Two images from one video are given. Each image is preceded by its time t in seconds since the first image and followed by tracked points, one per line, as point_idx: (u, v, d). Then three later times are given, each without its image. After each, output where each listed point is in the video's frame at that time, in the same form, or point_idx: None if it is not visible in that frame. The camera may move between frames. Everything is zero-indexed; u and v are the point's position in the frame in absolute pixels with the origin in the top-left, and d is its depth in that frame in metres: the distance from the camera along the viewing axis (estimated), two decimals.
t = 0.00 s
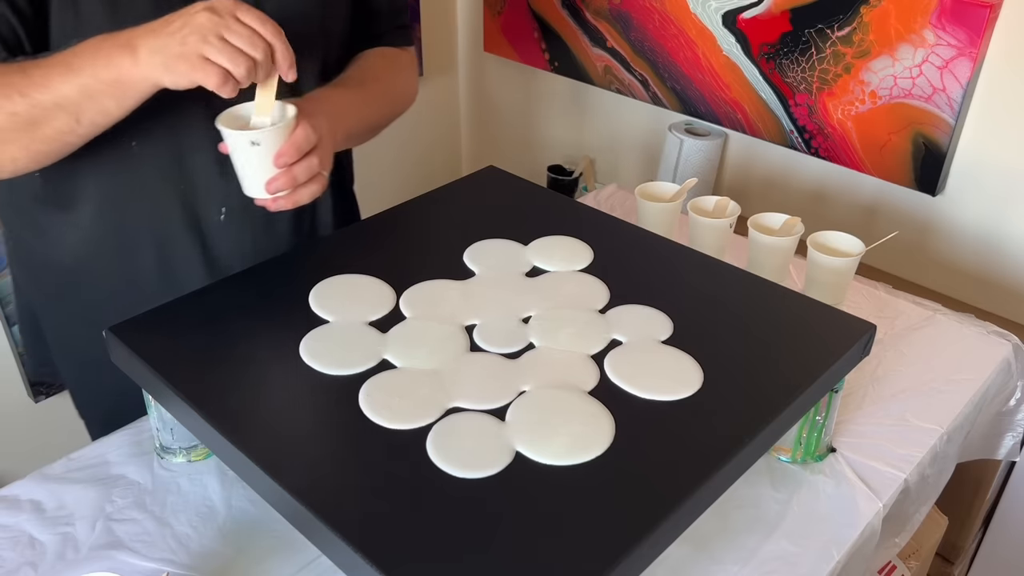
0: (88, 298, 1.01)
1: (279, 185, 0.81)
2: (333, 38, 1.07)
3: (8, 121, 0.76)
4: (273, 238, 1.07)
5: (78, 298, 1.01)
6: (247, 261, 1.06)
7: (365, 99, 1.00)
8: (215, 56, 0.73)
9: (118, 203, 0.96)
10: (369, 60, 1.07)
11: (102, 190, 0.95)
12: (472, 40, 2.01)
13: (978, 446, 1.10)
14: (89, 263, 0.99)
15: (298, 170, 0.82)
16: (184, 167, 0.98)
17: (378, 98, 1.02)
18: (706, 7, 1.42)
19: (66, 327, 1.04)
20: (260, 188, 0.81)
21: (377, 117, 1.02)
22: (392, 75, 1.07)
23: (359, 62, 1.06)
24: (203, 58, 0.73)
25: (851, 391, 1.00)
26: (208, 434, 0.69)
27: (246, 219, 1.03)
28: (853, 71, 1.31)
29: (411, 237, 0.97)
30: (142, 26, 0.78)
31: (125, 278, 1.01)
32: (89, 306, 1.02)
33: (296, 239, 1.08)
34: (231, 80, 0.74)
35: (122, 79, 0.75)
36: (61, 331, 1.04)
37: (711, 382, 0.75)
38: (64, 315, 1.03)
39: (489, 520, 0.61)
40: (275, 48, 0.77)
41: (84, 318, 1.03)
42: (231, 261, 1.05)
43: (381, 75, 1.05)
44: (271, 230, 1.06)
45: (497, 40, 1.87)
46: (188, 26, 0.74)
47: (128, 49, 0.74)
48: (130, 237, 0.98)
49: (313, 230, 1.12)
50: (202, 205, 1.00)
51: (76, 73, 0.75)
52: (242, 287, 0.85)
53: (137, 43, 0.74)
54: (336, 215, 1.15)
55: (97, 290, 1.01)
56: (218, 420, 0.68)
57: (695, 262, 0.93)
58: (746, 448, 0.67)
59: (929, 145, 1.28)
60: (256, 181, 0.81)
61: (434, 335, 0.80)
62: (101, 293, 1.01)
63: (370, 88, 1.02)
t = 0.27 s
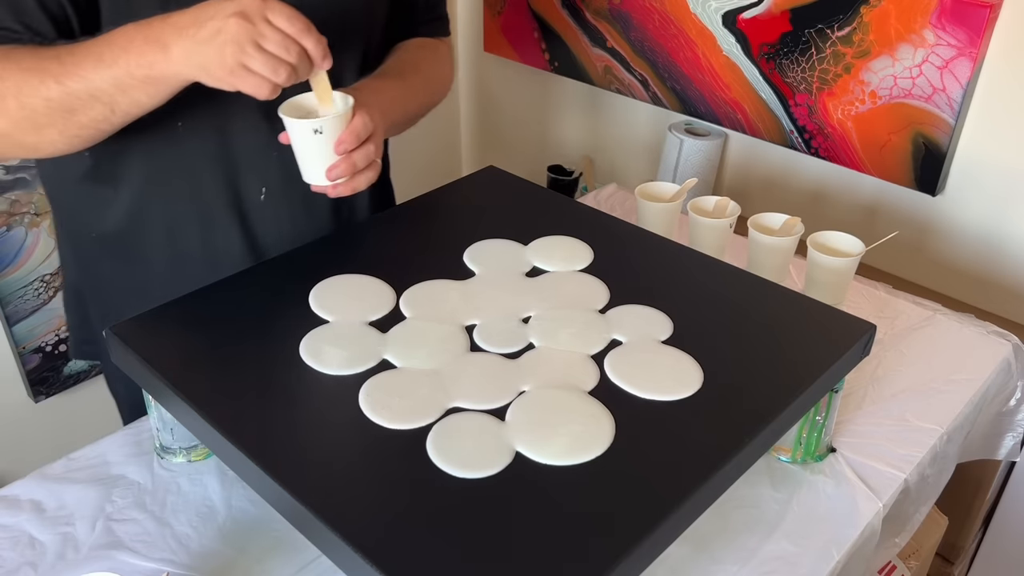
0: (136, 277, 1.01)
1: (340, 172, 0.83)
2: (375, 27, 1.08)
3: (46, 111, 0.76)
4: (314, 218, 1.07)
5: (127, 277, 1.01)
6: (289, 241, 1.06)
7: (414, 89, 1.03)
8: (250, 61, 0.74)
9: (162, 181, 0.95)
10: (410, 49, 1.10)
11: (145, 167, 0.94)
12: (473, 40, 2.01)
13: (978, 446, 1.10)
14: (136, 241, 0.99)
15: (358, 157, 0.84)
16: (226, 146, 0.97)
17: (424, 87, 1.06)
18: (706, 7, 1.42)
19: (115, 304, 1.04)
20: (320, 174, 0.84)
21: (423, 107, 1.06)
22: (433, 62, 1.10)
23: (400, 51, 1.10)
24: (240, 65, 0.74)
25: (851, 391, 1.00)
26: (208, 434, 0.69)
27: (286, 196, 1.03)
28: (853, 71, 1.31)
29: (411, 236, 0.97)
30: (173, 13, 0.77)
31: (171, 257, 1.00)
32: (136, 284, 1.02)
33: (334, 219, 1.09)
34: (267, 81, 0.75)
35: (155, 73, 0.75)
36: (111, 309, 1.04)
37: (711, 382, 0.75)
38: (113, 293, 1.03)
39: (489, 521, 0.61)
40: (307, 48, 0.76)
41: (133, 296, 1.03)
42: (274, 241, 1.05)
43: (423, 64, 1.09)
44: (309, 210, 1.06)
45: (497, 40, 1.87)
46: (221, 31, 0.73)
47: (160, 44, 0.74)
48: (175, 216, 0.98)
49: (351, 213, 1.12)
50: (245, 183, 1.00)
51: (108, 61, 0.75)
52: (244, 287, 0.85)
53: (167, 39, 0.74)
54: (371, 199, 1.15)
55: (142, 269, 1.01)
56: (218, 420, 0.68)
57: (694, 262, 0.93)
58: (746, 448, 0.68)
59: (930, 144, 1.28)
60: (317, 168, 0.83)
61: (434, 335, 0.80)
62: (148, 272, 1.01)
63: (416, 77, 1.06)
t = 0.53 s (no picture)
0: (166, 262, 1.02)
1: (371, 164, 0.83)
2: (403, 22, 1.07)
3: (82, 100, 0.77)
4: (342, 208, 1.06)
5: (158, 262, 1.02)
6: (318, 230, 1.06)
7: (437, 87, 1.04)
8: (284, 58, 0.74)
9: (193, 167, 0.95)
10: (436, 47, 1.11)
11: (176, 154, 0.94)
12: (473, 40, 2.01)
13: (977, 446, 1.10)
14: (167, 226, 0.99)
15: (388, 150, 0.84)
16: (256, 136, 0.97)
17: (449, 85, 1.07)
18: (706, 7, 1.42)
19: (147, 288, 1.04)
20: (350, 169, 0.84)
21: (447, 103, 1.07)
22: (459, 60, 1.11)
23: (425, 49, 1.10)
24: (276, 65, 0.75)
25: (851, 391, 1.00)
26: (208, 434, 0.69)
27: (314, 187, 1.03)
28: (853, 71, 1.31)
29: (412, 236, 0.97)
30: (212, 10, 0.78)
31: (201, 244, 1.00)
32: (166, 270, 1.02)
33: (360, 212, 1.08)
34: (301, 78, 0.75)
35: (191, 69, 0.75)
36: (142, 292, 1.05)
37: (710, 382, 0.75)
38: (145, 277, 1.04)
39: (489, 521, 0.61)
40: (340, 44, 0.76)
41: (164, 281, 1.03)
42: (302, 230, 1.05)
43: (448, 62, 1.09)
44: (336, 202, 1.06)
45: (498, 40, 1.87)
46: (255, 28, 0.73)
47: (194, 41, 0.74)
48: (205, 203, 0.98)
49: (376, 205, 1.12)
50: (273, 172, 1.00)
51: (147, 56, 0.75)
52: (245, 287, 0.85)
53: (202, 36, 0.74)
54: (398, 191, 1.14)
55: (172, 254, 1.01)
56: (218, 420, 0.68)
57: (694, 262, 0.93)
58: (746, 448, 0.68)
59: (930, 144, 1.28)
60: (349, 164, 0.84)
61: (434, 335, 0.80)
62: (178, 257, 1.01)
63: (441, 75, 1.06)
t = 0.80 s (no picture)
0: (183, 255, 1.02)
1: (403, 168, 0.84)
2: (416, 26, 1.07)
3: (104, 116, 0.82)
4: (356, 204, 1.07)
5: (175, 255, 1.02)
6: (334, 225, 1.06)
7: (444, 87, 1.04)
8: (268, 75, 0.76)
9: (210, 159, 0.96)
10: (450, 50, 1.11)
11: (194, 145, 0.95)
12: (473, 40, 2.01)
13: (977, 446, 1.10)
14: (186, 219, 0.99)
15: (420, 153, 0.85)
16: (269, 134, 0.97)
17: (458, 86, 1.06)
18: (706, 6, 1.42)
19: (163, 281, 1.05)
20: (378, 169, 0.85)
21: (458, 105, 1.06)
22: (472, 63, 1.10)
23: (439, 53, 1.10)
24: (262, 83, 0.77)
25: (851, 391, 1.00)
26: (208, 434, 0.69)
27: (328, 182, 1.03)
28: (853, 71, 1.31)
29: (412, 236, 0.97)
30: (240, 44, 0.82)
31: (218, 237, 1.01)
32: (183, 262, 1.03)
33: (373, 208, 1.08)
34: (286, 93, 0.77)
35: (206, 99, 0.80)
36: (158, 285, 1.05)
37: (711, 382, 0.75)
38: (162, 270, 1.04)
39: (490, 520, 0.61)
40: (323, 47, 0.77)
41: (181, 274, 1.03)
42: (318, 225, 1.05)
43: (462, 65, 1.09)
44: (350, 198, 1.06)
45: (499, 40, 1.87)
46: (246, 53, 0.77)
47: (213, 75, 0.80)
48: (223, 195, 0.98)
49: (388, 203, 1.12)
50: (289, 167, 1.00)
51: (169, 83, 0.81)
52: (244, 287, 0.85)
53: (220, 70, 0.79)
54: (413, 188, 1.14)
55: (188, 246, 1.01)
56: (218, 420, 0.68)
57: (695, 262, 0.93)
58: (746, 448, 0.68)
59: (929, 144, 1.28)
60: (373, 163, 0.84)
61: (434, 335, 0.80)
62: (195, 250, 1.01)
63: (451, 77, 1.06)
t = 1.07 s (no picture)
0: (189, 252, 1.02)
1: (407, 150, 0.84)
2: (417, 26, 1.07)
3: (131, 129, 0.84)
4: (362, 201, 1.07)
5: (179, 252, 1.02)
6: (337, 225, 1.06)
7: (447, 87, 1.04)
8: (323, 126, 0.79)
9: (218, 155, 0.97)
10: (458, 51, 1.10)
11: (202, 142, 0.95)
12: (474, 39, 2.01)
13: (977, 446, 1.10)
14: (191, 217, 0.99)
15: (422, 136, 0.85)
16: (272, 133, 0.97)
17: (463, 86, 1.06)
18: (706, 6, 1.42)
19: (166, 279, 1.05)
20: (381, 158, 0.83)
21: (462, 106, 1.06)
22: (478, 63, 1.10)
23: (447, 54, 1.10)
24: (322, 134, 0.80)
25: (851, 391, 1.01)
26: (208, 434, 0.69)
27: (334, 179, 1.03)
28: (853, 71, 1.31)
29: (412, 237, 0.97)
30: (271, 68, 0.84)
31: (222, 234, 1.01)
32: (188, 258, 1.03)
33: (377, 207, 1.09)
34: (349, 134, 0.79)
35: (235, 125, 0.83)
36: (161, 284, 1.05)
37: (711, 382, 0.75)
38: (165, 268, 1.04)
39: (489, 521, 0.61)
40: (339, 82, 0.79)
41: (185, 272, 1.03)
42: (322, 223, 1.05)
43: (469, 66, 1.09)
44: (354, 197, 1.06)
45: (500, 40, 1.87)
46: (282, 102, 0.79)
47: (242, 103, 0.81)
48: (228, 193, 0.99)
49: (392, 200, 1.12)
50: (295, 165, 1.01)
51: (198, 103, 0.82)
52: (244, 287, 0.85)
53: (249, 98, 0.81)
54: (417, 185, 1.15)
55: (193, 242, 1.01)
56: (218, 420, 0.68)
57: (695, 262, 0.93)
58: (746, 448, 0.68)
59: (929, 144, 1.28)
60: (376, 152, 0.83)
61: (434, 335, 0.80)
62: (200, 246, 1.01)
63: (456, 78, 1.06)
